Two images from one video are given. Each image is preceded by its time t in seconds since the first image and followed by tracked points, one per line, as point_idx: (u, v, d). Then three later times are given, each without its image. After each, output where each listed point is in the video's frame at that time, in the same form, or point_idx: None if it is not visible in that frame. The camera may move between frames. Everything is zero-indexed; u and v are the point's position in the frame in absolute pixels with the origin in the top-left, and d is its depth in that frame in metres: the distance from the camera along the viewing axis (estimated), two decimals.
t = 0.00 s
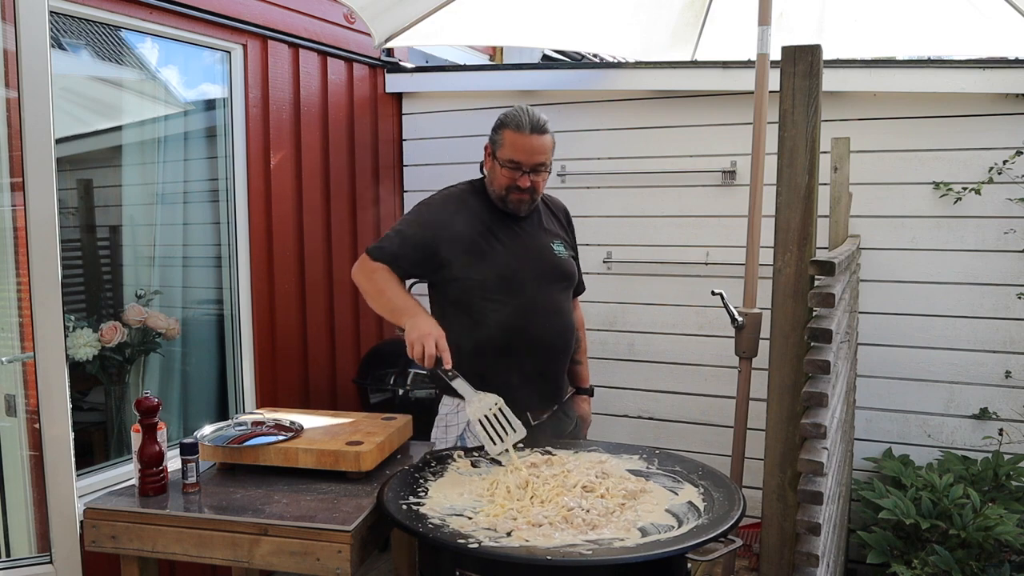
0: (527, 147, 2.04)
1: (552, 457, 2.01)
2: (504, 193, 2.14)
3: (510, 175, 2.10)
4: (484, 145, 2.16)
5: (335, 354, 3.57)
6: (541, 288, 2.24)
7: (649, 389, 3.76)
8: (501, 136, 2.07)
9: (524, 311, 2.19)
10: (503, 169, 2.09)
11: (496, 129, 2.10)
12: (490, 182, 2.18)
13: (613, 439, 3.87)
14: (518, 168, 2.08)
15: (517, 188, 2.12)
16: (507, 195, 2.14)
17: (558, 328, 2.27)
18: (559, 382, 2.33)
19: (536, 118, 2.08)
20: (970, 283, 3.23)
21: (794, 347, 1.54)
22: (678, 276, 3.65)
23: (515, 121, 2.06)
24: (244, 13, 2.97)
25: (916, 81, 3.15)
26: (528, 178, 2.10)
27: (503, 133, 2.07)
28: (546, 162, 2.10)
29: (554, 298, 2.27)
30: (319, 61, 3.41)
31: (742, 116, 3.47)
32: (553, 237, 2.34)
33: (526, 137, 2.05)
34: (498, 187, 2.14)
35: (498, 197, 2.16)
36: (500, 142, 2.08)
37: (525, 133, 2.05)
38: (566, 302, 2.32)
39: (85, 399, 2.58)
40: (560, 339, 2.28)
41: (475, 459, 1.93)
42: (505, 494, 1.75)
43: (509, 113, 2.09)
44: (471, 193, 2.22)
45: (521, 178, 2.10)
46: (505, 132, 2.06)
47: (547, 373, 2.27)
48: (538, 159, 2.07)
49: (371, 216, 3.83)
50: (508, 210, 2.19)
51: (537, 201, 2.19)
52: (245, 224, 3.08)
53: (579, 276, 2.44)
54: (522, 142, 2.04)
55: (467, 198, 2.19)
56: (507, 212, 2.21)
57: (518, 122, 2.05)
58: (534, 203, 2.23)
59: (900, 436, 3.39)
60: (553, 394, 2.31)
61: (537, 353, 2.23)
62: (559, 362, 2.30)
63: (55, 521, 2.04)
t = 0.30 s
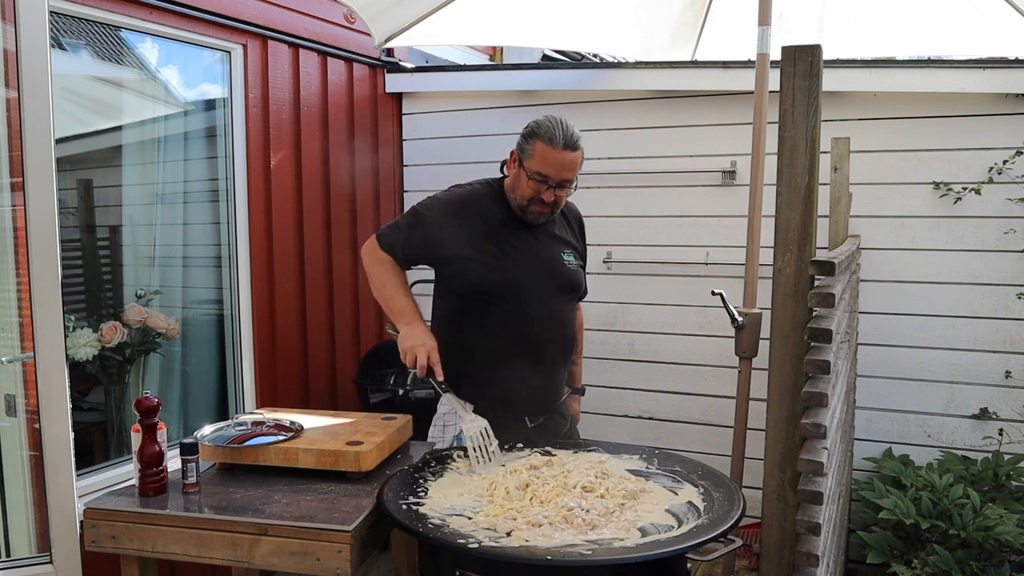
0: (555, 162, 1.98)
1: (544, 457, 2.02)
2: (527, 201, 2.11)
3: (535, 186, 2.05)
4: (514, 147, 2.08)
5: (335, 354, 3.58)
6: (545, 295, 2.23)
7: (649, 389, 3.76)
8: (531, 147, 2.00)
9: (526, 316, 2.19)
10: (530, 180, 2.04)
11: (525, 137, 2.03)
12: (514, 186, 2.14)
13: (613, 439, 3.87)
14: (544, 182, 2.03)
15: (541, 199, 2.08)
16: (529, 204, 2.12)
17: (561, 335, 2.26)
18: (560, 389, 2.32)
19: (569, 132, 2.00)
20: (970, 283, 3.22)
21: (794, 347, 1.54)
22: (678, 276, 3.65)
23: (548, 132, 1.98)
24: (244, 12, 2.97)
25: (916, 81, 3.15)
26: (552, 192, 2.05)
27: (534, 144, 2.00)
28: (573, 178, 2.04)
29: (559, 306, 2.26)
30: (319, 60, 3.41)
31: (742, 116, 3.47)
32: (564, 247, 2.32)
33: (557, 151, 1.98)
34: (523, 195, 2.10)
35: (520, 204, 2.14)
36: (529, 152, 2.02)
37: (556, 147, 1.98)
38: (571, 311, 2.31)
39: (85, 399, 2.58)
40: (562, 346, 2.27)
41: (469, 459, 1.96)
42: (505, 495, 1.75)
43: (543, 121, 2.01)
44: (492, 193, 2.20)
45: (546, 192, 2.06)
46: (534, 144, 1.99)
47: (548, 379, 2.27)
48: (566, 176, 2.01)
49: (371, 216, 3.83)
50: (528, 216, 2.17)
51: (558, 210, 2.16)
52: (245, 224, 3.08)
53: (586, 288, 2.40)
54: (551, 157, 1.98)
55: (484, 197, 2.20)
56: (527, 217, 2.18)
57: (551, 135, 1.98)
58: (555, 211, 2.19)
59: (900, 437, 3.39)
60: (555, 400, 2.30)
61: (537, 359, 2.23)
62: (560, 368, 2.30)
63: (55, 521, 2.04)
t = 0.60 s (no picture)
0: (541, 148, 2.04)
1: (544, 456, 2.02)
2: (514, 196, 2.12)
3: (522, 177, 2.07)
4: (494, 145, 2.14)
5: (335, 354, 3.58)
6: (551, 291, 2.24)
7: (649, 389, 3.76)
8: (515, 138, 2.06)
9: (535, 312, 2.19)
10: (516, 171, 2.07)
11: (506, 131, 2.10)
12: (499, 186, 2.15)
13: (613, 439, 3.88)
14: (532, 171, 2.06)
15: (528, 191, 2.10)
16: (517, 199, 2.12)
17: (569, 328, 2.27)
18: (571, 385, 2.32)
19: (548, 120, 2.08)
20: (970, 283, 3.22)
21: (794, 347, 1.54)
22: (678, 276, 3.65)
23: (528, 122, 2.06)
24: (244, 12, 2.97)
25: (916, 81, 3.15)
26: (540, 181, 2.08)
27: (517, 134, 2.06)
28: (558, 165, 2.09)
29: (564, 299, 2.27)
30: (319, 60, 3.41)
31: (742, 116, 3.47)
32: (560, 237, 2.34)
33: (540, 138, 2.05)
34: (508, 189, 2.11)
35: (507, 199, 2.13)
36: (512, 143, 2.07)
37: (539, 134, 2.05)
38: (575, 305, 2.33)
39: (85, 399, 2.58)
40: (571, 340, 2.28)
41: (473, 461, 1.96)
42: (505, 494, 1.75)
43: (522, 114, 2.09)
44: (477, 199, 2.20)
45: (534, 181, 2.08)
46: (518, 133, 2.06)
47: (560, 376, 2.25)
48: (552, 160, 2.06)
49: (371, 215, 3.83)
50: (516, 213, 2.17)
51: (544, 203, 2.18)
52: (245, 224, 3.08)
53: (584, 274, 2.43)
54: (536, 143, 2.04)
55: (475, 206, 2.19)
56: (514, 216, 2.19)
57: (532, 124, 2.06)
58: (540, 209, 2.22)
59: (900, 436, 3.39)
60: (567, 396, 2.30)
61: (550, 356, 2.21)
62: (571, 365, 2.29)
63: (55, 521, 2.04)
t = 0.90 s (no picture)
0: (533, 140, 2.05)
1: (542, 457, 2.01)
2: (509, 189, 2.13)
3: (516, 170, 2.09)
4: (486, 141, 2.16)
5: (335, 354, 3.57)
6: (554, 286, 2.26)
7: (649, 389, 3.76)
8: (507, 131, 2.08)
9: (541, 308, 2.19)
10: (510, 164, 2.08)
11: (497, 125, 2.11)
12: (493, 181, 2.17)
13: (613, 439, 3.87)
14: (526, 163, 2.08)
15: (523, 183, 2.11)
16: (511, 192, 2.14)
17: (571, 323, 2.29)
18: (573, 379, 2.34)
19: (538, 114, 2.11)
20: (970, 283, 3.22)
21: (794, 347, 1.54)
22: (678, 276, 3.65)
23: (519, 116, 2.08)
24: (244, 13, 2.97)
25: (916, 81, 3.15)
26: (534, 172, 2.10)
27: (508, 128, 2.08)
28: (551, 156, 2.11)
29: (565, 294, 2.29)
30: (319, 61, 3.41)
31: (742, 116, 3.47)
32: (554, 235, 2.35)
33: (532, 130, 2.07)
34: (503, 183, 2.12)
35: (502, 194, 2.15)
36: (504, 137, 2.08)
37: (530, 127, 2.07)
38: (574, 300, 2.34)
39: (84, 399, 2.58)
40: (574, 334, 2.30)
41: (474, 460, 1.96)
42: (505, 495, 1.75)
43: (512, 109, 2.11)
44: (472, 197, 2.20)
45: (528, 173, 2.10)
46: (509, 127, 2.07)
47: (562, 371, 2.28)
48: (545, 152, 2.08)
49: (371, 215, 3.83)
50: (512, 206, 2.18)
51: (538, 197, 2.20)
52: (245, 224, 3.08)
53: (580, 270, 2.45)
54: (528, 135, 2.05)
55: (472, 204, 2.18)
56: (510, 209, 2.21)
57: (523, 117, 2.07)
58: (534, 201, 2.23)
59: (900, 436, 3.39)
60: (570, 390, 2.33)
61: (554, 351, 2.23)
62: (572, 360, 2.31)
63: (55, 521, 2.04)
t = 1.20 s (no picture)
0: (530, 146, 2.05)
1: (541, 458, 2.01)
2: (504, 193, 2.13)
3: (513, 175, 2.09)
4: (483, 144, 2.16)
5: (335, 354, 3.58)
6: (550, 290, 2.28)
7: (649, 389, 3.76)
8: (504, 136, 2.07)
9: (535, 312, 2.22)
10: (507, 169, 2.08)
11: (495, 129, 2.11)
12: (489, 185, 2.17)
13: (613, 439, 3.87)
14: (521, 168, 2.08)
15: (518, 188, 2.11)
16: (507, 197, 2.13)
17: (565, 326, 2.31)
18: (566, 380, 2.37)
19: (536, 118, 2.10)
20: (970, 283, 3.22)
21: (794, 347, 1.54)
22: (678, 276, 3.65)
23: (516, 120, 2.07)
24: (244, 12, 2.97)
25: (916, 81, 3.15)
26: (531, 177, 2.10)
27: (506, 132, 2.07)
28: (548, 161, 2.11)
29: (560, 297, 2.32)
30: (319, 60, 3.41)
31: (742, 116, 3.47)
32: (552, 239, 2.35)
33: (529, 135, 2.06)
34: (499, 187, 2.12)
35: (498, 198, 2.14)
36: (502, 142, 2.08)
37: (528, 131, 2.07)
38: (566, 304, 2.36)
39: (85, 399, 2.58)
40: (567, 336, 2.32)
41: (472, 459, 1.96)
42: (505, 495, 1.75)
43: (510, 113, 2.10)
44: (469, 199, 2.19)
45: (524, 178, 2.10)
46: (507, 131, 2.07)
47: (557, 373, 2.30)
48: (541, 157, 2.08)
49: (371, 215, 3.83)
50: (508, 212, 2.18)
51: (534, 201, 2.19)
52: (245, 224, 3.08)
53: (577, 274, 2.45)
54: (525, 140, 2.05)
55: (470, 205, 2.18)
56: (506, 214, 2.20)
57: (520, 121, 2.07)
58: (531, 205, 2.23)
59: (900, 436, 3.39)
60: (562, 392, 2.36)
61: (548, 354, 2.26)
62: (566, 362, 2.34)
63: (55, 521, 2.04)
